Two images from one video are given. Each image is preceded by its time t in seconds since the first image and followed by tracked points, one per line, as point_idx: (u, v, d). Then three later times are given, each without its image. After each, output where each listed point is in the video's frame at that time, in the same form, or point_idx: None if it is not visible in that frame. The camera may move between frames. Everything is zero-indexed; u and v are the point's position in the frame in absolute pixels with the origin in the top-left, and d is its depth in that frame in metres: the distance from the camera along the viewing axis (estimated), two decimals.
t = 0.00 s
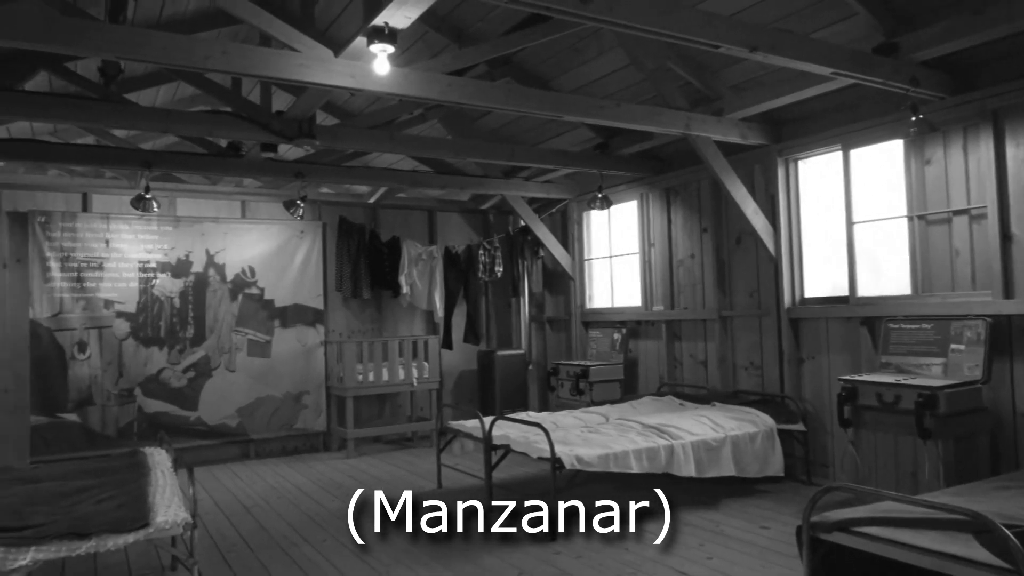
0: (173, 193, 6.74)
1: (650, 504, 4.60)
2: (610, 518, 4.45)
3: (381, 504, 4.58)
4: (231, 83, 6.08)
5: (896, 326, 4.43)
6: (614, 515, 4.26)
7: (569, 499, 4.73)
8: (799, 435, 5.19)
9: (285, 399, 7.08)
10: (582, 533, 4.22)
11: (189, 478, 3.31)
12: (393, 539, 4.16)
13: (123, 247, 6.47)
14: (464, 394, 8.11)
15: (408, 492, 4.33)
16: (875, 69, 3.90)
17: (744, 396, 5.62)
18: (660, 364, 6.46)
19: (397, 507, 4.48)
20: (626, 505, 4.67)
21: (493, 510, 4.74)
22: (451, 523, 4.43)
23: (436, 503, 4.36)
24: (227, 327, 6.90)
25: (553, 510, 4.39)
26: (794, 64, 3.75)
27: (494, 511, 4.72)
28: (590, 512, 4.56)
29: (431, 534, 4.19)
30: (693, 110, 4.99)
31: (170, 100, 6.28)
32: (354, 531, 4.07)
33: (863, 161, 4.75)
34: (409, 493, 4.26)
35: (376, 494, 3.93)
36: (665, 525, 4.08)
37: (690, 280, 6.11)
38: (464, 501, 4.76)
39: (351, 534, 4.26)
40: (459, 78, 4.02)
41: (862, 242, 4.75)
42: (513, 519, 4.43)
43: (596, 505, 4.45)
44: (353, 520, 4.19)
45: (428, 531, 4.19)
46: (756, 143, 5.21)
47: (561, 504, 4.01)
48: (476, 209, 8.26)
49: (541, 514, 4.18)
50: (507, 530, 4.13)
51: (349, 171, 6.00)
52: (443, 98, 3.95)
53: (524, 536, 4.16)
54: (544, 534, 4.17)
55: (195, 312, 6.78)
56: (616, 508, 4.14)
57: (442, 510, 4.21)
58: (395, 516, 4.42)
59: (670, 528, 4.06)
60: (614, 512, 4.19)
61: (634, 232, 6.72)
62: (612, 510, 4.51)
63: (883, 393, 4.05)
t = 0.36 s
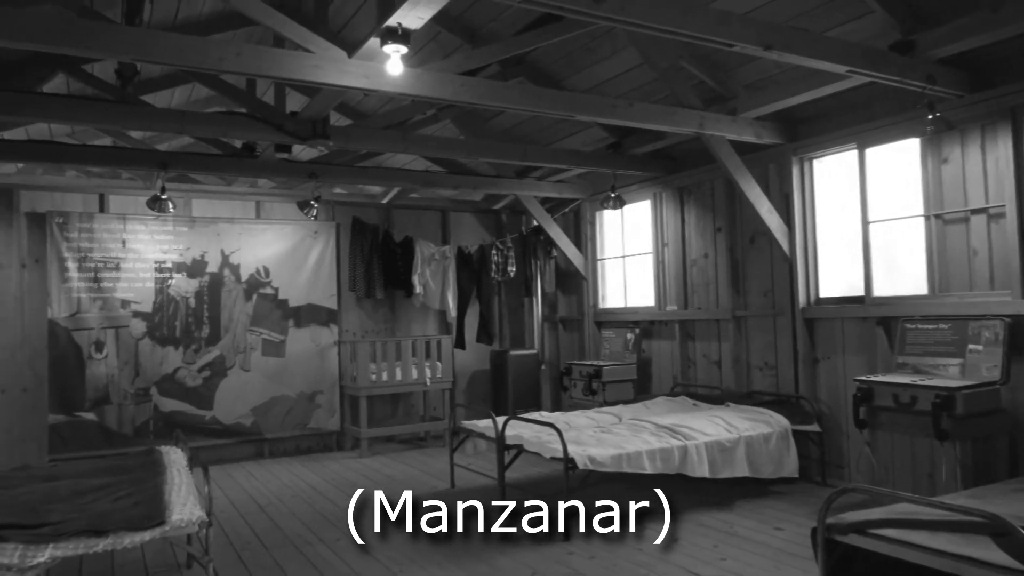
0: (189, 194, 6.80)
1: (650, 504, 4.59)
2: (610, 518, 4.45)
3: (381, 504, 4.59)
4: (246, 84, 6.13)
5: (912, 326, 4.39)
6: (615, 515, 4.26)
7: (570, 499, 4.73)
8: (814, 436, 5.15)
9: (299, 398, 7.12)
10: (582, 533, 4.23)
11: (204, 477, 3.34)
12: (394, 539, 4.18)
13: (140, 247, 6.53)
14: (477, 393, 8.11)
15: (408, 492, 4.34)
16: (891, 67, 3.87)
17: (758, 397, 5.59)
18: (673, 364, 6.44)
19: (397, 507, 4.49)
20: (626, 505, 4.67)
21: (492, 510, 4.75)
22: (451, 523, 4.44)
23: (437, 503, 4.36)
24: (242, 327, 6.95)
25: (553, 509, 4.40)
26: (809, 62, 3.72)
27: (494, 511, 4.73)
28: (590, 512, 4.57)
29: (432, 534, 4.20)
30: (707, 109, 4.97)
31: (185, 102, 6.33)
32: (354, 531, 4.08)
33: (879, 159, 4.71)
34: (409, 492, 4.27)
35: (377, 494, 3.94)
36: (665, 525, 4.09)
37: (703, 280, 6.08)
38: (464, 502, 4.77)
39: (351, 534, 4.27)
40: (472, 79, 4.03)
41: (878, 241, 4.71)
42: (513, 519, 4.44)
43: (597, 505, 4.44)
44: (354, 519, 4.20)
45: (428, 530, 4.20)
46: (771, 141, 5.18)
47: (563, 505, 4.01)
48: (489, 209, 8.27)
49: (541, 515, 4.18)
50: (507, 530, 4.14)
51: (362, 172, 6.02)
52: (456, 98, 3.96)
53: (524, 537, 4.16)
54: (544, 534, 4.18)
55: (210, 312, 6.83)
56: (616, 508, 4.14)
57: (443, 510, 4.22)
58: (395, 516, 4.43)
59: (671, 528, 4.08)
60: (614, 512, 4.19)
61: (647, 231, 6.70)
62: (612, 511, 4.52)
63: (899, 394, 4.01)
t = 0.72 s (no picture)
0: (203, 194, 6.84)
1: (650, 504, 4.58)
2: (610, 518, 4.44)
3: (381, 504, 4.59)
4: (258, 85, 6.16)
5: (927, 327, 4.37)
6: (615, 515, 4.25)
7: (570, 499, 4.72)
8: (828, 437, 5.12)
9: (311, 398, 7.15)
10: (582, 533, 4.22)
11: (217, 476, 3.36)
12: (394, 539, 4.18)
13: (154, 248, 6.58)
14: (488, 393, 8.12)
15: (408, 493, 4.34)
16: (905, 64, 3.84)
17: (771, 398, 5.56)
18: (685, 364, 6.41)
19: (397, 507, 4.49)
20: (626, 505, 4.66)
21: (492, 510, 4.75)
22: (451, 523, 4.44)
23: (437, 503, 4.36)
24: (255, 327, 6.99)
25: (553, 509, 4.39)
26: (822, 61, 3.70)
27: (495, 511, 4.72)
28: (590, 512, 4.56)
29: (432, 534, 4.20)
30: (719, 108, 4.95)
31: (199, 103, 6.37)
32: (354, 531, 4.09)
33: (893, 159, 4.67)
34: (408, 493, 4.27)
35: (377, 494, 3.95)
36: (665, 526, 4.09)
37: (716, 280, 6.06)
38: (464, 502, 4.77)
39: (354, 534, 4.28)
40: (483, 79, 4.03)
41: (893, 241, 4.68)
42: (513, 519, 4.43)
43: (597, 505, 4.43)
44: (354, 519, 4.20)
45: (429, 530, 4.20)
46: (784, 140, 5.15)
47: (564, 505, 4.01)
48: (501, 209, 8.27)
49: (541, 515, 4.18)
50: (507, 530, 4.13)
51: (375, 173, 6.03)
52: (467, 98, 3.96)
53: (524, 536, 4.16)
54: (544, 534, 4.18)
55: (224, 312, 6.87)
56: (616, 508, 4.14)
57: (442, 510, 4.22)
58: (395, 516, 4.43)
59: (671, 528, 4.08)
60: (614, 512, 4.18)
61: (659, 231, 6.68)
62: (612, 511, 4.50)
63: (914, 395, 3.98)
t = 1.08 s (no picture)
0: (218, 195, 6.90)
1: (650, 505, 4.56)
2: (611, 518, 4.43)
3: (381, 503, 4.59)
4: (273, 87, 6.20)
5: (944, 326, 4.33)
6: (615, 515, 4.23)
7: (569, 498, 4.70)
8: (844, 438, 5.08)
9: (326, 397, 7.18)
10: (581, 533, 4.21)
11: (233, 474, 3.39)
12: (393, 540, 4.18)
13: (170, 248, 6.64)
14: (501, 393, 8.13)
15: (407, 492, 4.34)
16: (921, 61, 3.80)
17: (786, 398, 5.52)
18: (699, 364, 6.39)
19: (397, 507, 4.49)
20: (626, 505, 4.63)
21: (493, 510, 4.75)
22: (451, 523, 4.44)
23: (436, 503, 4.36)
24: (270, 327, 7.03)
25: (553, 509, 4.39)
26: (837, 59, 3.67)
27: (495, 511, 4.74)
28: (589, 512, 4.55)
29: (431, 534, 4.20)
30: (733, 107, 4.93)
31: (214, 105, 6.42)
32: (353, 531, 4.09)
33: (910, 157, 4.63)
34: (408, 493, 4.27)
35: (376, 493, 3.95)
36: (665, 525, 4.08)
37: (730, 279, 6.03)
38: (464, 502, 4.77)
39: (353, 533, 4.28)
40: (496, 79, 4.04)
41: (909, 241, 4.64)
42: (513, 519, 4.43)
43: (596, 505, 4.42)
44: (354, 520, 4.21)
45: (428, 531, 4.20)
46: (798, 139, 5.12)
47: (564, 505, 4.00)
48: (514, 209, 8.28)
49: (541, 514, 4.18)
50: (507, 530, 4.14)
51: (388, 173, 6.05)
52: (480, 99, 3.97)
53: (524, 537, 4.16)
54: (543, 534, 4.18)
55: (239, 312, 6.92)
56: (616, 508, 4.12)
57: (442, 510, 4.22)
58: (395, 516, 4.44)
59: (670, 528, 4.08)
60: (614, 512, 4.16)
61: (673, 231, 6.65)
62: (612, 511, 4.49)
63: (931, 396, 3.95)
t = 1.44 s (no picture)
0: (231, 196, 6.94)
1: (650, 505, 4.55)
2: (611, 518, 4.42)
3: (381, 504, 4.58)
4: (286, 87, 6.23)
5: (960, 326, 4.29)
6: (615, 515, 4.22)
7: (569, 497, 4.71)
8: (858, 438, 5.05)
9: (338, 397, 7.21)
10: (582, 533, 4.22)
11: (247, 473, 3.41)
12: (393, 540, 4.19)
13: (184, 249, 6.68)
14: (514, 393, 8.13)
15: (408, 492, 4.33)
16: (937, 58, 3.77)
17: (800, 399, 5.49)
18: (712, 364, 6.36)
19: (397, 507, 4.49)
20: (626, 505, 4.62)
21: (493, 510, 4.76)
22: (451, 524, 4.45)
23: (436, 503, 4.36)
24: (283, 326, 7.07)
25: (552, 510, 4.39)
26: (851, 58, 3.65)
27: (494, 511, 4.75)
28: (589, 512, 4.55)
29: (431, 534, 4.21)
30: (746, 106, 4.90)
31: (228, 106, 6.46)
32: (353, 532, 4.09)
33: (925, 155, 4.60)
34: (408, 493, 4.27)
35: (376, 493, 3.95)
36: (665, 525, 4.07)
37: (743, 279, 6.00)
38: (464, 502, 4.78)
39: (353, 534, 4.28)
40: (508, 78, 4.04)
41: (924, 240, 4.60)
42: (512, 519, 4.44)
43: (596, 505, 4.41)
44: (354, 520, 4.20)
45: (428, 531, 4.20)
46: (812, 138, 5.08)
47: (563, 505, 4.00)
48: (526, 209, 8.28)
49: (540, 515, 4.17)
50: (507, 530, 4.14)
51: (400, 173, 6.06)
52: (492, 98, 3.97)
53: (523, 537, 4.16)
54: (543, 534, 4.18)
55: (253, 311, 6.96)
56: (616, 508, 4.11)
57: (442, 510, 4.22)
58: (394, 516, 4.44)
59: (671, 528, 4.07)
60: (614, 511, 4.15)
61: (686, 230, 6.62)
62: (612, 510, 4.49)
63: (947, 397, 3.92)
